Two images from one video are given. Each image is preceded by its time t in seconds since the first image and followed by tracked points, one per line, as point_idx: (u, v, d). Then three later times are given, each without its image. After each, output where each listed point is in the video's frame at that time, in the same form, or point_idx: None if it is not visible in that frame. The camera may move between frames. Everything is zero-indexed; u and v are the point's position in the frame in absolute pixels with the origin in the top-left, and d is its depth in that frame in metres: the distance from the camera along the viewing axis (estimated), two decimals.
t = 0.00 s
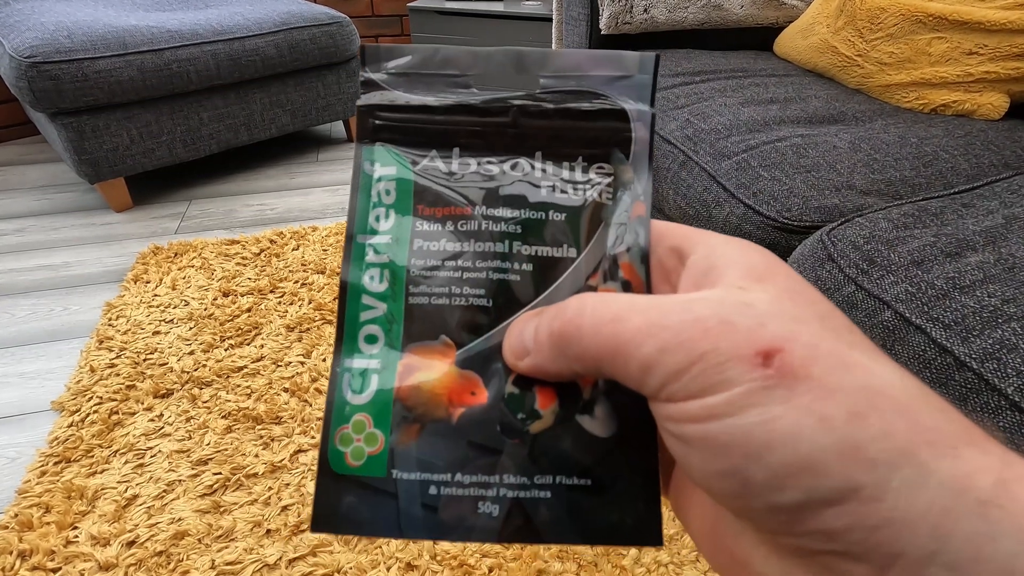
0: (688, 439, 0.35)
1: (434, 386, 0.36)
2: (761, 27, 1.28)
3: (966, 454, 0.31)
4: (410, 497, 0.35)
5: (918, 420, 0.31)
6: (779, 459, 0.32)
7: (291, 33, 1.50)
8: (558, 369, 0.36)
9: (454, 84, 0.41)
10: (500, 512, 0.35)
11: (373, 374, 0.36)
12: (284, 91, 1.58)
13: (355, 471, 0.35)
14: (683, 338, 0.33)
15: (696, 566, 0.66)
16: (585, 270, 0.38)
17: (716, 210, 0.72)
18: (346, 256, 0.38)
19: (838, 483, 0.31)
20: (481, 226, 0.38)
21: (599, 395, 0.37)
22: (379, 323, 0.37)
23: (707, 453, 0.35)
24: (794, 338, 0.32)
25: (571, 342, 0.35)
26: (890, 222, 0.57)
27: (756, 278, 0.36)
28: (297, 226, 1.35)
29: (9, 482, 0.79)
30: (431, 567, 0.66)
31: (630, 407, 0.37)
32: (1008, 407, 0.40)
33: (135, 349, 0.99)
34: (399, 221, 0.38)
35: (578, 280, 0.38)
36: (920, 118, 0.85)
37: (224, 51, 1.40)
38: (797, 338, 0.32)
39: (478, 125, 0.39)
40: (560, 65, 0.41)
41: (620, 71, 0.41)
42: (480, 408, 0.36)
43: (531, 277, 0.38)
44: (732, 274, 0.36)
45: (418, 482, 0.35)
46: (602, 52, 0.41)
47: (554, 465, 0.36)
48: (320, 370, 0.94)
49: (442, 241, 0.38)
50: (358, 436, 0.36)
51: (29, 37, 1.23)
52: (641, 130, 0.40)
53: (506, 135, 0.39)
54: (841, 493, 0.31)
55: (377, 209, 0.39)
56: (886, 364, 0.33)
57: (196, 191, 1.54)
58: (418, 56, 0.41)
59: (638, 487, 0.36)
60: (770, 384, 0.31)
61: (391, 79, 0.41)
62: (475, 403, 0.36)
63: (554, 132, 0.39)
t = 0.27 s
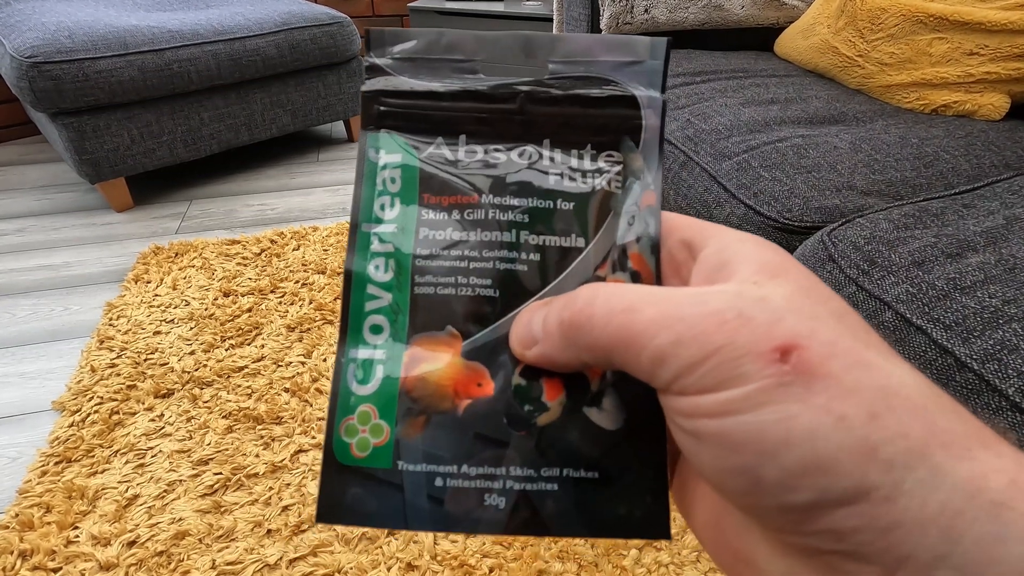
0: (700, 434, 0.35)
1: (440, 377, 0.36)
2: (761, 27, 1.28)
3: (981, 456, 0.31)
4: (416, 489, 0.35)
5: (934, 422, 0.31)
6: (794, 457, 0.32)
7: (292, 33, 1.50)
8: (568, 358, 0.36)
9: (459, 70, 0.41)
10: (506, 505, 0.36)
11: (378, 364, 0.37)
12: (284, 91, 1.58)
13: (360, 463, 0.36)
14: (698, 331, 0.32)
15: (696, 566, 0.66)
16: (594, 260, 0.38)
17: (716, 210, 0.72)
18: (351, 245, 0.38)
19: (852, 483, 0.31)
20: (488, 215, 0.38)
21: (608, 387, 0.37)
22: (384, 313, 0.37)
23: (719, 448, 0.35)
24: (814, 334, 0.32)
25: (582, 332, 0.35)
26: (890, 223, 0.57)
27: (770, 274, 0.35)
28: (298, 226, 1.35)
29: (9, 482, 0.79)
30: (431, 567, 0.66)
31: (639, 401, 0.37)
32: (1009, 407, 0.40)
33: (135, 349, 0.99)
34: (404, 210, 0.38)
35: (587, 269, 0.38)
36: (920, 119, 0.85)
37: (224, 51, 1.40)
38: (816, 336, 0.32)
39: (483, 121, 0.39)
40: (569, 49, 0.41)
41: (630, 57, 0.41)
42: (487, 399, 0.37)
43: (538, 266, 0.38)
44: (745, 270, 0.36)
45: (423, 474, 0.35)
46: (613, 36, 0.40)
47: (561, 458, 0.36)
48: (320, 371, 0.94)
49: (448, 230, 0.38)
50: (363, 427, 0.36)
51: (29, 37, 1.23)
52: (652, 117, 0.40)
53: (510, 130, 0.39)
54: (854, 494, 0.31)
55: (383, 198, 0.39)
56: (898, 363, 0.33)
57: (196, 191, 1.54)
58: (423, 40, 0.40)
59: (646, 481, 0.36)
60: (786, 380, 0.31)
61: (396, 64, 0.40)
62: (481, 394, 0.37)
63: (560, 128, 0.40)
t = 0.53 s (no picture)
0: (709, 429, 0.35)
1: (442, 372, 0.36)
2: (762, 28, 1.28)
3: (994, 454, 0.31)
4: (419, 486, 0.35)
5: (947, 420, 0.31)
6: (807, 454, 0.32)
7: (292, 33, 1.50)
8: (574, 351, 0.36)
9: (458, 59, 0.41)
10: (511, 502, 0.36)
11: (379, 360, 0.37)
12: (285, 91, 1.58)
13: (362, 461, 0.36)
14: (709, 324, 0.32)
15: (696, 566, 0.66)
16: (598, 251, 0.38)
17: (716, 210, 0.72)
18: (351, 239, 0.38)
19: (865, 482, 0.31)
20: (489, 207, 0.38)
21: (613, 380, 0.37)
22: (384, 308, 0.37)
23: (731, 444, 0.35)
24: (825, 329, 0.32)
25: (589, 324, 0.35)
26: (891, 223, 0.57)
27: (780, 269, 0.35)
28: (298, 226, 1.35)
29: (9, 482, 0.79)
30: (432, 567, 0.66)
31: (646, 395, 0.37)
32: (1010, 407, 0.40)
33: (135, 349, 0.99)
34: (403, 204, 0.38)
35: (590, 261, 0.38)
36: (921, 119, 0.85)
37: (224, 51, 1.40)
38: (829, 329, 0.32)
39: (485, 117, 0.39)
40: (571, 37, 0.41)
41: (632, 44, 0.41)
42: (490, 394, 0.36)
43: (541, 259, 0.38)
44: (754, 264, 0.36)
45: (426, 471, 0.36)
46: (615, 24, 0.40)
47: (567, 453, 0.36)
48: (320, 371, 0.94)
49: (449, 222, 0.38)
50: (365, 424, 0.36)
51: (29, 37, 1.23)
52: (655, 105, 0.40)
53: (514, 128, 0.39)
54: (866, 493, 0.31)
55: (382, 190, 0.39)
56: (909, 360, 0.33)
57: (196, 191, 1.54)
58: (421, 29, 0.41)
59: (655, 478, 0.36)
60: (799, 375, 0.31)
61: (393, 54, 0.40)
62: (483, 389, 0.36)
63: (564, 125, 0.40)
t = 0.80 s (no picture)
0: (713, 428, 0.35)
1: (445, 372, 0.36)
2: (761, 28, 1.28)
3: (998, 454, 0.31)
4: (423, 486, 0.35)
5: (951, 419, 0.31)
6: (812, 453, 0.32)
7: (292, 33, 1.50)
8: (577, 350, 0.36)
9: (456, 57, 0.41)
10: (515, 501, 0.36)
11: (381, 361, 0.37)
12: (285, 91, 1.58)
13: (365, 462, 0.36)
14: (713, 322, 0.32)
15: (696, 566, 0.66)
16: (600, 249, 0.38)
17: (717, 210, 0.72)
18: (352, 239, 0.38)
19: (870, 482, 0.31)
20: (490, 206, 0.38)
21: (616, 378, 0.37)
22: (386, 308, 0.37)
23: (735, 442, 0.35)
24: (830, 328, 0.32)
25: (592, 322, 0.35)
26: (891, 223, 0.57)
27: (784, 268, 0.35)
28: (299, 226, 1.35)
29: (9, 483, 0.79)
30: (432, 567, 0.66)
31: (649, 393, 0.37)
32: (1010, 407, 0.40)
33: (135, 349, 0.99)
34: (404, 203, 0.38)
35: (592, 259, 0.38)
36: (921, 119, 0.85)
37: (224, 51, 1.40)
38: (833, 327, 0.32)
39: (486, 116, 0.39)
40: (570, 34, 0.41)
41: (632, 41, 0.41)
42: (492, 394, 0.36)
43: (542, 258, 0.38)
44: (758, 263, 0.36)
45: (429, 471, 0.36)
46: (615, 20, 0.40)
47: (570, 452, 0.36)
48: (320, 371, 0.94)
49: (450, 221, 0.38)
50: (368, 425, 0.36)
51: (29, 37, 1.23)
52: (656, 101, 0.40)
53: (515, 127, 0.39)
54: (870, 493, 0.31)
55: (382, 190, 0.39)
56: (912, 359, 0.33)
57: (196, 191, 1.54)
58: (419, 27, 0.41)
59: (658, 477, 0.36)
60: (804, 374, 0.31)
61: (391, 53, 0.41)
62: (486, 389, 0.36)
63: (565, 124, 0.40)
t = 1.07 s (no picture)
0: (717, 428, 0.35)
1: (447, 374, 0.36)
2: (761, 28, 1.28)
3: (1001, 454, 0.31)
4: (426, 488, 0.36)
5: (955, 420, 0.31)
6: (817, 454, 0.32)
7: (292, 33, 1.50)
8: (581, 351, 0.36)
9: (456, 54, 0.41)
10: (519, 502, 0.36)
11: (383, 363, 0.37)
12: (285, 91, 1.58)
13: (368, 464, 0.36)
14: (719, 322, 0.32)
15: (696, 567, 0.66)
16: (602, 249, 0.38)
17: (717, 211, 0.72)
18: (353, 240, 0.38)
19: (875, 483, 0.31)
20: (491, 206, 0.38)
21: (618, 378, 0.37)
22: (388, 310, 0.37)
23: (739, 443, 0.35)
24: (834, 328, 0.32)
25: (596, 324, 0.35)
26: (892, 223, 0.57)
27: (787, 268, 0.35)
28: (299, 226, 1.35)
29: (10, 483, 0.79)
30: (432, 568, 0.66)
31: (652, 394, 0.37)
32: (1011, 407, 0.40)
33: (136, 349, 0.99)
34: (405, 204, 0.38)
35: (594, 258, 0.38)
36: (921, 119, 0.85)
37: (224, 52, 1.40)
38: (837, 328, 0.32)
39: (488, 116, 0.40)
40: (572, 31, 0.41)
41: (634, 38, 0.41)
42: (494, 396, 0.36)
43: (544, 258, 0.38)
44: (761, 263, 0.36)
45: (432, 473, 0.36)
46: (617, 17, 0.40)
47: (573, 453, 0.36)
48: (320, 371, 0.94)
49: (451, 222, 0.38)
50: (370, 427, 0.36)
51: (29, 37, 1.23)
52: (658, 100, 0.40)
53: (517, 128, 0.39)
54: (876, 494, 0.31)
55: (382, 190, 0.39)
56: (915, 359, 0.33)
57: (196, 191, 1.54)
58: (417, 25, 0.40)
59: (663, 477, 0.36)
60: (809, 375, 0.31)
61: (389, 51, 0.40)
62: (488, 390, 0.36)
63: (567, 124, 0.40)
